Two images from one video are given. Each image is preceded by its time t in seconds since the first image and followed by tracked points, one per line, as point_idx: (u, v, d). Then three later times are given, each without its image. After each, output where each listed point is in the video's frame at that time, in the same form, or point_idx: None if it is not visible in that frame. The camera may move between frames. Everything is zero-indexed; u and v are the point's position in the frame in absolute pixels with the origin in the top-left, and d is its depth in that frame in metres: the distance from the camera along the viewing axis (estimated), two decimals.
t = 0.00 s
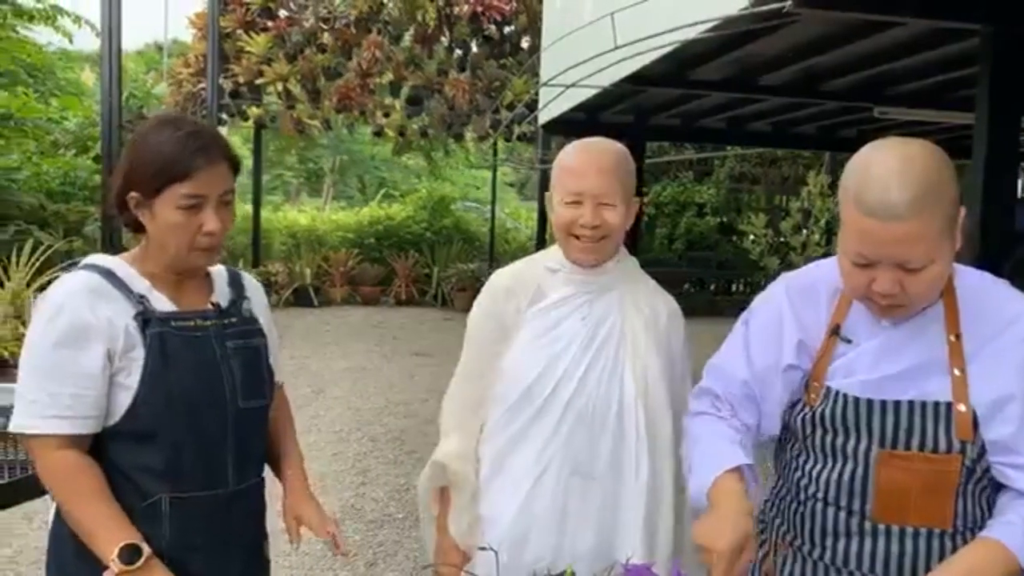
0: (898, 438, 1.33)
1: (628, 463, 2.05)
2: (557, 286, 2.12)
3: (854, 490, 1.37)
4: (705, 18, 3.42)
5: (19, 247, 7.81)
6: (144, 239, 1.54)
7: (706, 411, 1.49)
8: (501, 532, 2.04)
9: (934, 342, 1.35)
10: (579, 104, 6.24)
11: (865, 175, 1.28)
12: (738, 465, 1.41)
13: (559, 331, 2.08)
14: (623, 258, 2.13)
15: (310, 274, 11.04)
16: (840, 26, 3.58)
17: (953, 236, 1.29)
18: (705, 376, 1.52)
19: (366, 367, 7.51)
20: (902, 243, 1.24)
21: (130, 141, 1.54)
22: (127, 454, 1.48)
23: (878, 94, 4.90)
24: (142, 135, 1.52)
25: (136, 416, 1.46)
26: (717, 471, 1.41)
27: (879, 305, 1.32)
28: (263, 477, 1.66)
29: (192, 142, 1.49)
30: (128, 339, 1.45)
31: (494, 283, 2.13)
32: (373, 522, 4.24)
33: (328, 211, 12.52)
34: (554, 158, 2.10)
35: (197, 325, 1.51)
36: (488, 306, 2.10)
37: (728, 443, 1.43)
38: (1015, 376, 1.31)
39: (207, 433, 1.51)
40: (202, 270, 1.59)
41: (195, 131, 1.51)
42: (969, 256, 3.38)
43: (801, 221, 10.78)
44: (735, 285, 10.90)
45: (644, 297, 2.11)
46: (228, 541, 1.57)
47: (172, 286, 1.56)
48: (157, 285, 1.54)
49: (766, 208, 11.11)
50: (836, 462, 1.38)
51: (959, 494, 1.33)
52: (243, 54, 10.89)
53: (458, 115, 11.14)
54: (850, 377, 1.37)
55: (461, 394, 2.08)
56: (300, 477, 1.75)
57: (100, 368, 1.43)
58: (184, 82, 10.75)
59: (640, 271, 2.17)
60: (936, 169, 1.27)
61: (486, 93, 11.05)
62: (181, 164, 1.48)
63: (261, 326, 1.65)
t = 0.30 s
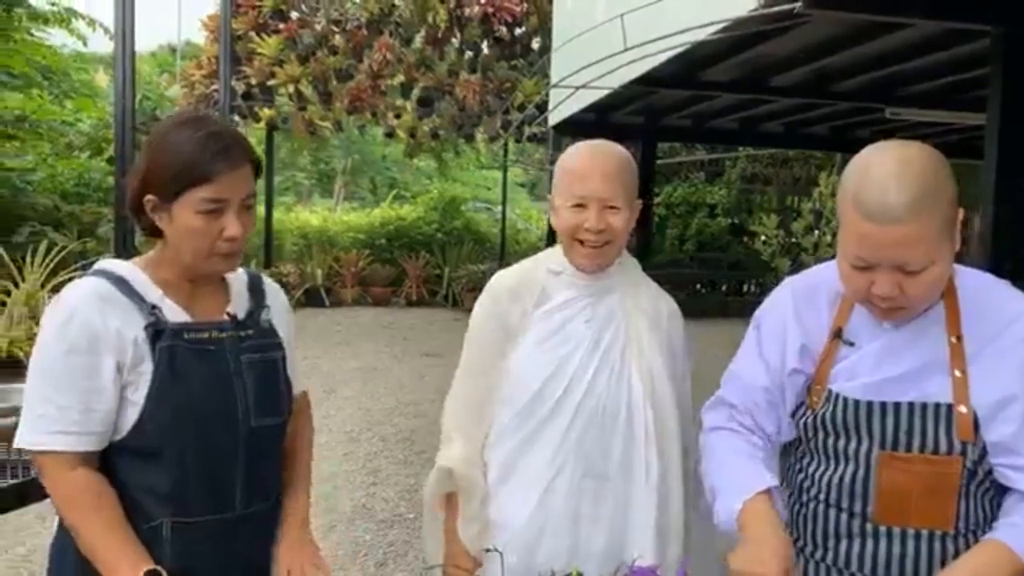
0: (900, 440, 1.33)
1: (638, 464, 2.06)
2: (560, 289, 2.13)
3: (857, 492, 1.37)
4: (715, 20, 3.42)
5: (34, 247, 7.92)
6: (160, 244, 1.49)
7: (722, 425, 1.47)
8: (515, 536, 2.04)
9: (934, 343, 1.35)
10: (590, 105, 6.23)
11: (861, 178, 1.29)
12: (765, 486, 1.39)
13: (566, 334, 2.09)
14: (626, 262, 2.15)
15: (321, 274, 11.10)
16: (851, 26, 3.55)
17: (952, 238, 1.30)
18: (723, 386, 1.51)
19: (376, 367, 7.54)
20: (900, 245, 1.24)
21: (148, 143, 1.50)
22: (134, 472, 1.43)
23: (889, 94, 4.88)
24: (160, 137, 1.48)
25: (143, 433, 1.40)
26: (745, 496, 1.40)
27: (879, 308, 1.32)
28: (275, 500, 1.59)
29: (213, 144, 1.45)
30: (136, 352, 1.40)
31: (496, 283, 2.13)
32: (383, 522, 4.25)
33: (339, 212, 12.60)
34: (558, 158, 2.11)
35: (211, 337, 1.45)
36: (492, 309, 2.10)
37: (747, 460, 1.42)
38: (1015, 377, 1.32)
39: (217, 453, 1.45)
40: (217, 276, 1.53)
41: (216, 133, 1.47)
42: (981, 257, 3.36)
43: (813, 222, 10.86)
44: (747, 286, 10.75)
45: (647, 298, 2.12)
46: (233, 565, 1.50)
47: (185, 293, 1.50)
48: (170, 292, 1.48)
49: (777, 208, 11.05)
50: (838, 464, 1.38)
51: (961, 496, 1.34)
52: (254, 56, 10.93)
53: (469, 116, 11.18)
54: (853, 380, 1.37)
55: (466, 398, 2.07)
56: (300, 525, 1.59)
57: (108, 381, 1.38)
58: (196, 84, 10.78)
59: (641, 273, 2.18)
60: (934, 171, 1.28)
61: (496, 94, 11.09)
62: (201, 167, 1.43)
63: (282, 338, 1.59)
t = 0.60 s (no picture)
0: (904, 442, 1.33)
1: (647, 461, 2.06)
2: (562, 289, 2.15)
3: (862, 494, 1.37)
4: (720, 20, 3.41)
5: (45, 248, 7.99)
6: (162, 250, 1.46)
7: (713, 418, 1.47)
8: (527, 539, 2.02)
9: (939, 345, 1.34)
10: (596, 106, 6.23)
11: (863, 179, 1.29)
12: (744, 480, 1.39)
13: (570, 334, 2.10)
14: (624, 262, 2.17)
15: (329, 275, 11.12)
16: (856, 26, 3.54)
17: (955, 239, 1.29)
18: (713, 383, 1.51)
19: (384, 368, 7.55)
20: (903, 245, 1.24)
21: (154, 146, 1.46)
22: (130, 489, 1.41)
23: (897, 94, 4.85)
24: (168, 141, 1.44)
25: (137, 450, 1.38)
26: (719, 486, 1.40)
27: (879, 309, 1.32)
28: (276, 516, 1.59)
29: (225, 151, 1.42)
30: (130, 368, 1.38)
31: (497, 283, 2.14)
32: (390, 523, 4.26)
33: (348, 212, 12.65)
34: (559, 156, 2.11)
35: (210, 348, 1.42)
36: (495, 310, 2.11)
37: (734, 455, 1.41)
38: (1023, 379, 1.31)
39: (214, 469, 1.43)
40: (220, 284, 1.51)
41: (228, 140, 1.44)
42: (987, 258, 3.34)
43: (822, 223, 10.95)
44: (754, 287, 10.67)
45: (647, 296, 2.14)
46: None
47: (186, 302, 1.47)
48: (169, 301, 1.46)
49: (786, 209, 11.19)
50: (842, 466, 1.38)
51: (967, 497, 1.34)
52: (264, 57, 10.99)
53: (477, 116, 11.20)
54: (855, 382, 1.37)
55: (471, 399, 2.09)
56: (305, 554, 1.61)
57: (102, 395, 1.36)
58: (206, 85, 10.80)
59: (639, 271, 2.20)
60: (936, 170, 1.28)
61: (505, 95, 11.04)
62: (213, 175, 1.40)
63: (287, 347, 1.58)
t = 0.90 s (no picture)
0: (900, 441, 1.32)
1: (650, 462, 2.05)
2: (566, 288, 2.13)
3: (858, 493, 1.36)
4: (721, 19, 3.39)
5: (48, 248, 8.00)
6: (158, 258, 1.38)
7: (711, 417, 1.46)
8: (529, 538, 2.02)
9: (936, 344, 1.33)
10: (598, 105, 6.20)
11: (861, 176, 1.27)
12: (753, 479, 1.37)
13: (572, 333, 2.09)
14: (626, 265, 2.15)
15: (333, 274, 11.06)
16: (859, 24, 3.52)
17: (952, 236, 1.28)
18: (711, 383, 1.49)
19: (386, 367, 7.54)
20: (901, 244, 1.23)
21: (154, 151, 1.37)
22: (124, 505, 1.34)
23: (900, 92, 4.83)
24: (169, 149, 1.36)
25: (129, 464, 1.32)
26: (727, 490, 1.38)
27: (877, 307, 1.30)
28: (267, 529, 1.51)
29: (231, 164, 1.34)
30: (123, 384, 1.31)
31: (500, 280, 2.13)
32: (390, 522, 4.25)
33: (351, 211, 12.67)
34: (555, 158, 2.09)
35: (203, 360, 1.35)
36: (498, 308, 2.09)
37: (739, 455, 1.40)
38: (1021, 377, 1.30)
39: (208, 482, 1.36)
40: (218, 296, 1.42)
41: (234, 152, 1.36)
42: (989, 258, 3.32)
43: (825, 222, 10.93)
44: (759, 285, 10.73)
45: (649, 296, 2.13)
46: None
47: (181, 312, 1.39)
48: (162, 311, 1.38)
49: (789, 208, 11.15)
50: (838, 466, 1.37)
51: (964, 496, 1.32)
52: (267, 57, 11.00)
53: (479, 116, 11.21)
54: (852, 381, 1.35)
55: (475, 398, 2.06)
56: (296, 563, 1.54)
57: (95, 411, 1.30)
58: (209, 85, 10.80)
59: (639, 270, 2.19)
60: (936, 168, 1.26)
61: (508, 94, 11.02)
62: (218, 188, 1.32)
63: (284, 354, 1.50)
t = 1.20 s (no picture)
0: (897, 441, 1.32)
1: (651, 464, 2.06)
2: (570, 289, 2.13)
3: (853, 493, 1.36)
4: (719, 19, 3.40)
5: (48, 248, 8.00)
6: (162, 266, 1.37)
7: (704, 417, 1.47)
8: (529, 539, 2.03)
9: (931, 344, 1.33)
10: (598, 105, 6.20)
11: (856, 175, 1.28)
12: (731, 479, 1.39)
13: (575, 334, 2.10)
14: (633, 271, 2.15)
15: (333, 274, 11.02)
16: (858, 24, 3.52)
17: (950, 236, 1.28)
18: (707, 382, 1.51)
19: (386, 368, 7.54)
20: (898, 244, 1.23)
21: (164, 158, 1.36)
22: (122, 509, 1.34)
23: (899, 93, 4.83)
24: (180, 157, 1.35)
25: (128, 468, 1.31)
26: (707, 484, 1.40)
27: (872, 307, 1.31)
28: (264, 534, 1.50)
29: (241, 174, 1.34)
30: (123, 390, 1.30)
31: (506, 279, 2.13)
32: (390, 522, 4.25)
33: (352, 212, 12.69)
34: (563, 160, 2.09)
35: (204, 367, 1.35)
36: (501, 309, 2.09)
37: (724, 458, 1.41)
38: (1016, 377, 1.30)
39: (207, 488, 1.35)
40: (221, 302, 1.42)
41: (244, 163, 1.36)
42: (988, 258, 3.32)
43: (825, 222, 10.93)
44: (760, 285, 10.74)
45: (654, 299, 2.13)
46: None
47: (183, 318, 1.38)
48: (164, 317, 1.37)
49: (789, 209, 11.15)
50: (834, 466, 1.38)
51: (960, 495, 1.32)
52: (267, 58, 10.99)
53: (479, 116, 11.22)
54: (848, 381, 1.36)
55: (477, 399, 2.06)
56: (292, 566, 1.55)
57: (94, 417, 1.29)
58: (209, 86, 10.81)
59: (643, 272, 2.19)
60: (931, 168, 1.27)
61: (508, 95, 11.02)
62: (226, 199, 1.32)
63: (284, 361, 1.49)
